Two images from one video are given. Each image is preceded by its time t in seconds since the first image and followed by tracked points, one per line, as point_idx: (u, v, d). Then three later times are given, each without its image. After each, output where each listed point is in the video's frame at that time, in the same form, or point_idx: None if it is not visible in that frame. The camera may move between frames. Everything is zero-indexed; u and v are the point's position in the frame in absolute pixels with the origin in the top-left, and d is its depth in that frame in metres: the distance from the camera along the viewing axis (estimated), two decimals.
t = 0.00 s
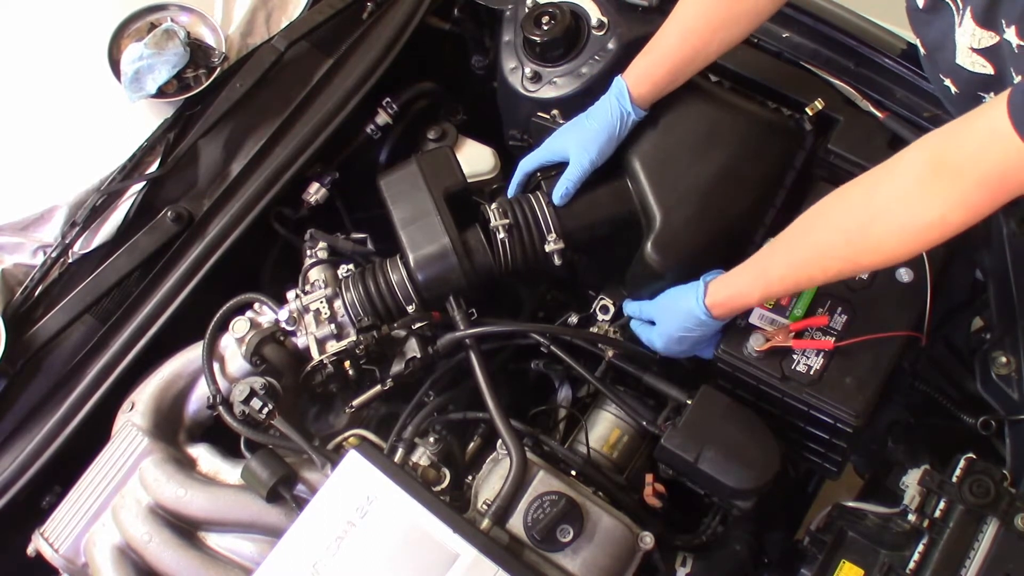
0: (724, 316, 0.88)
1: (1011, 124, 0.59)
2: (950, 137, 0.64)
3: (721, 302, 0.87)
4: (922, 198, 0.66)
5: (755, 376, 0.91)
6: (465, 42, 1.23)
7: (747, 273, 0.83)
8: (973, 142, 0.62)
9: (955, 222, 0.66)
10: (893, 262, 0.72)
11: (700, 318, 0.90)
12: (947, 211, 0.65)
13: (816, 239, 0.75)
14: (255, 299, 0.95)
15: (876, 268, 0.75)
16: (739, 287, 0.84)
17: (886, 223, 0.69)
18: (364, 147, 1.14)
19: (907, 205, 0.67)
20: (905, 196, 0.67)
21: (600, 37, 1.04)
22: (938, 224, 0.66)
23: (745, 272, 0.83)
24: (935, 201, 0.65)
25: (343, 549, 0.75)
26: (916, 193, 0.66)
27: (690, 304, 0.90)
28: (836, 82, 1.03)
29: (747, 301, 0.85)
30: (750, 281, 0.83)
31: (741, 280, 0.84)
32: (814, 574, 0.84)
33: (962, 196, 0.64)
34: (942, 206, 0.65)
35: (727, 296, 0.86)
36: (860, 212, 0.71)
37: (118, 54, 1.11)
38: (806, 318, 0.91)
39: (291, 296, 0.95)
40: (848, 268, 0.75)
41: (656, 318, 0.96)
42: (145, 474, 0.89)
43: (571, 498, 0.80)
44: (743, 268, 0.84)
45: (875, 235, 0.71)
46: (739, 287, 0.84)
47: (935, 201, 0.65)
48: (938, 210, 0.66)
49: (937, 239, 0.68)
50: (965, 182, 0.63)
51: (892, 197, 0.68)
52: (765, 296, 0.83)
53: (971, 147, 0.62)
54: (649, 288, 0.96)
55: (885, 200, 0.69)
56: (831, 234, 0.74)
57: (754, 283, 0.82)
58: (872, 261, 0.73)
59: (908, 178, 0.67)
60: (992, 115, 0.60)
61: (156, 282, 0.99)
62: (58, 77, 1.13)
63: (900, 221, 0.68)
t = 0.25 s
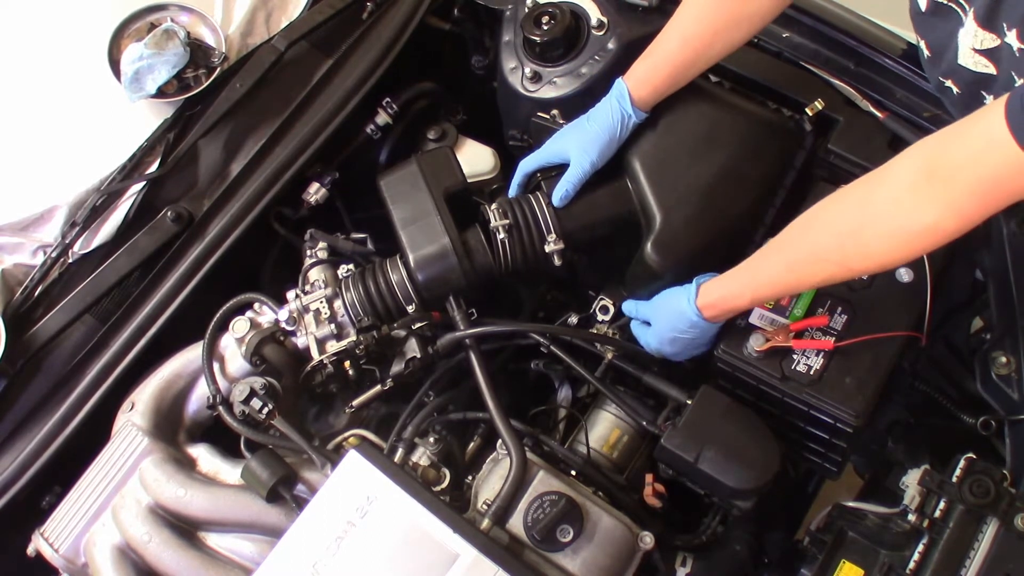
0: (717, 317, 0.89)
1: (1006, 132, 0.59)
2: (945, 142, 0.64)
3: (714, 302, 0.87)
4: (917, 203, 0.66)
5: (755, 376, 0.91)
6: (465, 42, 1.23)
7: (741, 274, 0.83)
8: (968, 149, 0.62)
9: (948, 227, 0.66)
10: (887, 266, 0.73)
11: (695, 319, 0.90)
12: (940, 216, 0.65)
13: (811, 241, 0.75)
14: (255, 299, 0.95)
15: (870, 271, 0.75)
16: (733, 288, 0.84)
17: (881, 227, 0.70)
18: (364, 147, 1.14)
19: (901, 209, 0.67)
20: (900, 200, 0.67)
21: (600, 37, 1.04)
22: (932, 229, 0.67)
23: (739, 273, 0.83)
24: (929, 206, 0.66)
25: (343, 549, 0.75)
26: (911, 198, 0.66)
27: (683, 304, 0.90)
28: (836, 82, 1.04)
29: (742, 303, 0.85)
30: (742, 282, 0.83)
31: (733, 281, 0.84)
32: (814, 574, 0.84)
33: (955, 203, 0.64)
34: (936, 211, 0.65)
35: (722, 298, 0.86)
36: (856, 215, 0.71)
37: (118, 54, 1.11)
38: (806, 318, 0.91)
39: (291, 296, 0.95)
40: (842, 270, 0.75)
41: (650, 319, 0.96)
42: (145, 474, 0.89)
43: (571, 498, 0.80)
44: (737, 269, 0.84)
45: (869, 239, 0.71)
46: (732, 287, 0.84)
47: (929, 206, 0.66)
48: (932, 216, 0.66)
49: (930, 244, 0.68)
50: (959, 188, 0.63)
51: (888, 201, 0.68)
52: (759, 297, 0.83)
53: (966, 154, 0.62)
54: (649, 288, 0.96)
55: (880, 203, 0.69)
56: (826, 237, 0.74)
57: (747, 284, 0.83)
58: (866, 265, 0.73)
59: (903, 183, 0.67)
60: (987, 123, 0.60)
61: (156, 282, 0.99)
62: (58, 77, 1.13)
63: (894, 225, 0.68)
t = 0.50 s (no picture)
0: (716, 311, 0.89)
1: (1005, 135, 0.59)
2: (944, 144, 0.64)
3: (711, 298, 0.87)
4: (914, 204, 0.66)
5: (755, 376, 0.91)
6: (466, 42, 1.23)
7: (737, 271, 0.83)
8: (967, 152, 0.62)
9: (944, 230, 0.66)
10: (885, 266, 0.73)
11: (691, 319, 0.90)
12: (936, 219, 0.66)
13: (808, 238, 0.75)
14: (255, 299, 0.95)
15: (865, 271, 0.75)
16: (729, 285, 0.84)
17: (877, 227, 0.70)
18: (364, 147, 1.14)
19: (898, 210, 0.68)
20: (898, 201, 0.67)
21: (600, 37, 1.04)
22: (927, 231, 0.67)
23: (735, 270, 0.83)
24: (925, 208, 0.66)
25: (343, 549, 0.75)
26: (908, 199, 0.67)
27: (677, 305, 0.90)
28: (836, 82, 1.04)
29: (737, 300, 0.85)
30: (739, 279, 0.83)
31: (730, 279, 0.84)
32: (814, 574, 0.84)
33: (952, 206, 0.64)
34: (933, 213, 0.65)
35: (718, 295, 0.86)
36: (853, 215, 0.71)
37: (118, 54, 1.11)
38: (806, 318, 0.91)
39: (291, 296, 0.95)
40: (838, 269, 0.75)
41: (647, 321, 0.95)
42: (145, 474, 0.89)
43: (571, 498, 0.80)
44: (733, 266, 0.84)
45: (866, 239, 0.71)
46: (728, 284, 0.84)
47: (926, 209, 0.66)
48: (929, 218, 0.66)
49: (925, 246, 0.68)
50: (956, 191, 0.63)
51: (886, 201, 0.68)
52: (756, 294, 0.83)
53: (965, 157, 0.62)
54: (649, 288, 0.96)
55: (878, 203, 0.69)
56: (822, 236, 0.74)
57: (744, 281, 0.83)
58: (862, 265, 0.73)
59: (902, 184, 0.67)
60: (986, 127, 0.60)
61: (156, 282, 0.99)
62: (58, 78, 1.13)
63: (890, 226, 0.69)
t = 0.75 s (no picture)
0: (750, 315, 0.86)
1: None
2: (976, 136, 0.67)
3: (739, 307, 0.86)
4: (956, 198, 0.69)
5: (755, 376, 0.91)
6: (466, 42, 1.23)
7: (765, 281, 0.83)
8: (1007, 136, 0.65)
9: (983, 218, 0.69)
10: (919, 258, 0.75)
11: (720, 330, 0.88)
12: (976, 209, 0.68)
13: (838, 244, 0.76)
14: (255, 299, 0.95)
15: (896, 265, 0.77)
16: (757, 294, 0.84)
17: (916, 224, 0.72)
18: (364, 147, 1.14)
19: (940, 202, 0.70)
20: (935, 197, 0.70)
21: (600, 37, 1.04)
22: (967, 221, 0.69)
23: (763, 278, 0.83)
24: (967, 200, 0.68)
25: (343, 549, 0.75)
26: (948, 194, 0.69)
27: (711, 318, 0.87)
28: (836, 82, 1.03)
29: (766, 309, 0.85)
30: (768, 287, 0.82)
31: (758, 287, 0.83)
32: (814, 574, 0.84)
33: (992, 194, 0.67)
34: (974, 203, 0.68)
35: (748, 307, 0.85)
36: (885, 213, 0.73)
37: (118, 54, 1.11)
38: (806, 318, 0.91)
39: (291, 296, 0.95)
40: (871, 269, 0.76)
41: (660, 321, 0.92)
42: (145, 474, 0.89)
43: (571, 498, 0.80)
44: (758, 274, 0.84)
45: (906, 237, 0.73)
46: (756, 293, 0.84)
47: (968, 201, 0.68)
48: (971, 209, 0.69)
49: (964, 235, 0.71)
50: (996, 180, 0.66)
51: (922, 198, 0.70)
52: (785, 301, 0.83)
53: (1005, 141, 0.65)
54: (649, 288, 0.96)
55: (913, 202, 0.71)
56: (854, 239, 0.75)
57: (773, 289, 0.82)
58: (895, 260, 0.75)
59: (936, 180, 0.69)
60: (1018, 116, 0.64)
61: (156, 282, 0.99)
62: (58, 77, 1.13)
63: (931, 217, 0.70)
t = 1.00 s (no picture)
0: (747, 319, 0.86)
1: None
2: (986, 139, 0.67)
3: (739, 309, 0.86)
4: (963, 198, 0.69)
5: (755, 377, 0.91)
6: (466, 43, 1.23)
7: (768, 282, 0.82)
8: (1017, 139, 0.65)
9: (990, 218, 0.69)
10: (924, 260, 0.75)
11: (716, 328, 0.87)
12: (983, 209, 0.68)
13: (842, 244, 0.76)
14: (255, 299, 0.95)
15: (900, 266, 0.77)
16: (760, 295, 0.83)
17: (922, 225, 0.71)
18: (364, 147, 1.14)
19: (948, 204, 0.70)
20: (942, 197, 0.70)
21: (600, 37, 1.04)
22: (973, 221, 0.69)
23: (765, 280, 0.82)
24: (975, 200, 0.68)
25: (343, 549, 0.75)
26: (955, 194, 0.69)
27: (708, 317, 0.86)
28: (836, 82, 1.04)
29: (768, 309, 0.84)
30: (771, 289, 0.82)
31: (761, 289, 0.83)
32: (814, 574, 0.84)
33: (1000, 194, 0.67)
34: (981, 204, 0.68)
35: (750, 307, 0.85)
36: (892, 216, 0.72)
37: (118, 54, 1.11)
38: (806, 318, 0.91)
39: (291, 296, 0.95)
40: (875, 270, 0.76)
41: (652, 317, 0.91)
42: (145, 474, 0.89)
43: (571, 498, 0.80)
44: (760, 276, 0.83)
45: (911, 238, 0.72)
46: (759, 295, 0.83)
47: (975, 200, 0.68)
48: (978, 209, 0.69)
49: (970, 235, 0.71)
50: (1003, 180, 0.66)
51: (929, 198, 0.70)
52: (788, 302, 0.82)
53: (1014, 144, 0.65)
54: (648, 288, 0.96)
55: (919, 203, 0.71)
56: (859, 239, 0.74)
57: (776, 290, 0.82)
58: (900, 262, 0.75)
59: (944, 181, 0.69)
60: None
61: (156, 282, 0.99)
62: (58, 77, 1.13)
63: (938, 220, 0.70)
